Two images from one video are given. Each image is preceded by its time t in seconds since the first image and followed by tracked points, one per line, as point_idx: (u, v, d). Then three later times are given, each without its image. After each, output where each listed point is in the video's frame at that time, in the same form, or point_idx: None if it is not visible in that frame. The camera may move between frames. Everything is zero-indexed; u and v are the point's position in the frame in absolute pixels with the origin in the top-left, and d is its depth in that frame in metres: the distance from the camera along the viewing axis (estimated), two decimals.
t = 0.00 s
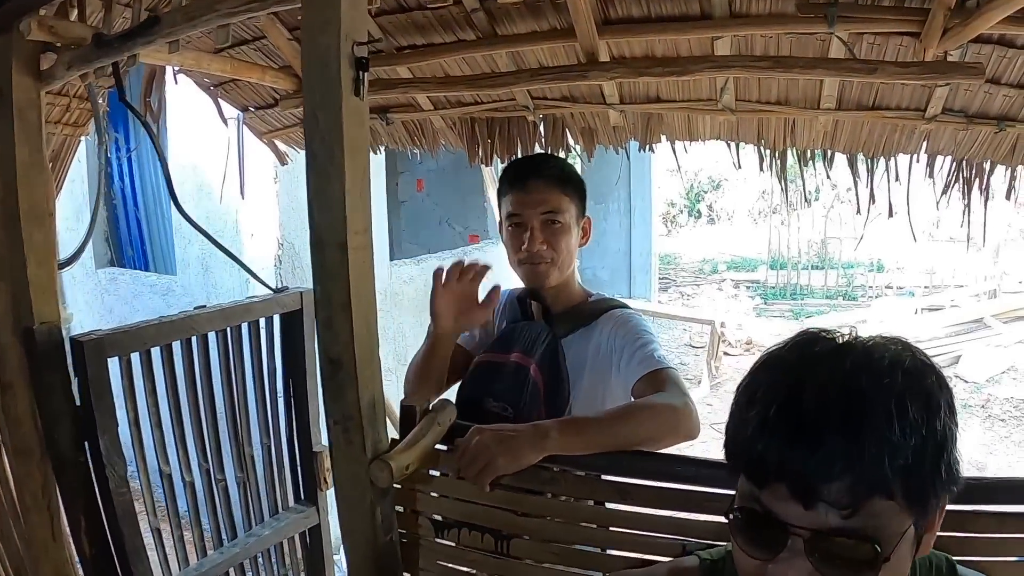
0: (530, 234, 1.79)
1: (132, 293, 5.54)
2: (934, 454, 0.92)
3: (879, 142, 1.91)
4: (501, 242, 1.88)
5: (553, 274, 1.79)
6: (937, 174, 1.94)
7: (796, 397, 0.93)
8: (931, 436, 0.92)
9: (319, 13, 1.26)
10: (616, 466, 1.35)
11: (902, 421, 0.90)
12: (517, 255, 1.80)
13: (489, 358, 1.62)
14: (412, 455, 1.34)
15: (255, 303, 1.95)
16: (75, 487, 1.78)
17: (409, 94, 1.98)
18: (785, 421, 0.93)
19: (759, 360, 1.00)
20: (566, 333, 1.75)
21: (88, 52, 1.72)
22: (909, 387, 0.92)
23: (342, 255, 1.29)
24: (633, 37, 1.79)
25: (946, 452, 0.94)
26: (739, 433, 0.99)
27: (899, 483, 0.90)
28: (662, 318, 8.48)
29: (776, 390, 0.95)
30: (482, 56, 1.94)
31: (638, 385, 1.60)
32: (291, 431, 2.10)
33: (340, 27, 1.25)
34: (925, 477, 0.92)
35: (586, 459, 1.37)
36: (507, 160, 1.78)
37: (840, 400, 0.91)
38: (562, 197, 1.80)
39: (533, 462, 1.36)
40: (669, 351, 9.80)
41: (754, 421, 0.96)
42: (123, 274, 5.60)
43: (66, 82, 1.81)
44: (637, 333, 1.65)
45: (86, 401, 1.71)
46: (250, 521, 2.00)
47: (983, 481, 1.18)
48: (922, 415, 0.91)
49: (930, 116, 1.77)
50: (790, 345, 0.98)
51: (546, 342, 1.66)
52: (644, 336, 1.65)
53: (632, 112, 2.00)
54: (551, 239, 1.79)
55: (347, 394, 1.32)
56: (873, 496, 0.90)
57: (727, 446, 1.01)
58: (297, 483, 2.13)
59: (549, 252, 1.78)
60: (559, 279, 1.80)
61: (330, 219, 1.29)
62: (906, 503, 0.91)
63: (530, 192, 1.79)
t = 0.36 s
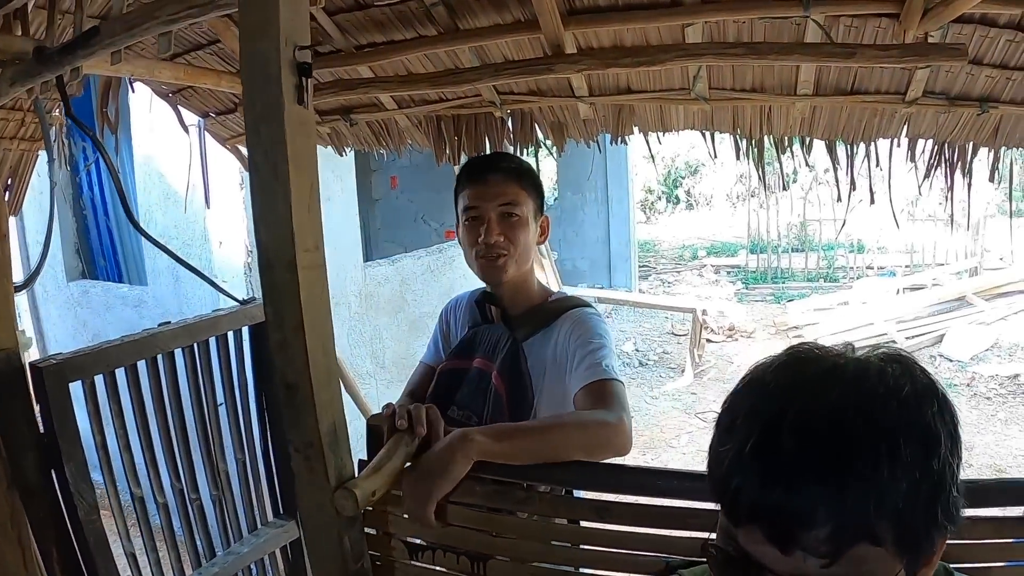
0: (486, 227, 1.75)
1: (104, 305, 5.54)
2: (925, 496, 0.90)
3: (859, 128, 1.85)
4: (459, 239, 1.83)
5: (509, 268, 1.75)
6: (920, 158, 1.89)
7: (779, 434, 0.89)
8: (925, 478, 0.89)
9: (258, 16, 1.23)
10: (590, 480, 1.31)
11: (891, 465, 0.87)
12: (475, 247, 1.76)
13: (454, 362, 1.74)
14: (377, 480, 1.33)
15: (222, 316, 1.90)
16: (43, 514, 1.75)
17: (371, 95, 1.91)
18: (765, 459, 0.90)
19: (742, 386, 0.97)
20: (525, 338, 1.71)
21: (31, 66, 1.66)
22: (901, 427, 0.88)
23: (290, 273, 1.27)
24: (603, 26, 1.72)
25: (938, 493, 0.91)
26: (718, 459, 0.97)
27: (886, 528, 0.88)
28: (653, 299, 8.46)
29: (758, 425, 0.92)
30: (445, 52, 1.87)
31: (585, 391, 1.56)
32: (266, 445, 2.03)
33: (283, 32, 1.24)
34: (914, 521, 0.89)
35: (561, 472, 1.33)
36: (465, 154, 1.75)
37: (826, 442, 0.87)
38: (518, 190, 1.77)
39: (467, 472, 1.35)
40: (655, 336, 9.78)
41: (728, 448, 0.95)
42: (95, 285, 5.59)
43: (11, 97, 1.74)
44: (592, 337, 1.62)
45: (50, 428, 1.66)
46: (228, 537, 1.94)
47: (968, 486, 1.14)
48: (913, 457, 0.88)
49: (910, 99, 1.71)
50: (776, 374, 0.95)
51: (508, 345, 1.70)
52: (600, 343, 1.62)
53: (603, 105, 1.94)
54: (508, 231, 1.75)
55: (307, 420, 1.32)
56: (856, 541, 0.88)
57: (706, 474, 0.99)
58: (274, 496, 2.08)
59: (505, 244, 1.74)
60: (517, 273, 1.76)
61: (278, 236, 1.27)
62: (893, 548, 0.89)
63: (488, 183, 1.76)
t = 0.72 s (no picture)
0: (474, 226, 1.72)
1: (94, 302, 5.47)
2: (941, 501, 0.88)
3: (855, 125, 1.83)
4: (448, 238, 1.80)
5: (497, 269, 1.72)
6: (917, 156, 1.87)
7: (789, 447, 0.88)
8: (940, 482, 0.87)
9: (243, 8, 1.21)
10: (583, 482, 1.29)
11: (906, 474, 0.85)
12: (461, 246, 1.73)
13: (443, 367, 1.73)
14: (365, 483, 1.31)
15: (209, 315, 1.87)
16: (28, 514, 1.73)
17: (362, 89, 1.87)
18: (776, 472, 0.89)
19: (744, 393, 0.95)
20: (512, 343, 1.68)
21: (13, 59, 1.63)
22: (914, 433, 0.87)
23: (276, 272, 1.25)
24: (597, 20, 1.69)
25: (954, 495, 0.89)
26: (722, 469, 0.95)
27: (901, 537, 0.87)
28: (648, 296, 8.45)
29: (765, 436, 0.90)
30: (436, 46, 1.83)
31: (579, 401, 1.53)
32: (254, 444, 2.00)
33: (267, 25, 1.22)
34: (931, 526, 0.88)
35: (553, 474, 1.31)
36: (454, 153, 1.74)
37: (838, 454, 0.86)
38: (509, 191, 1.74)
39: (456, 477, 1.33)
40: (648, 335, 9.77)
41: (734, 459, 0.93)
42: (85, 283, 5.53)
43: None
44: (580, 348, 1.59)
45: (34, 428, 1.64)
46: (217, 538, 1.91)
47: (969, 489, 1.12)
48: (928, 463, 0.86)
49: (908, 96, 1.69)
50: (780, 380, 0.92)
51: (493, 348, 1.66)
52: (591, 352, 1.59)
53: (597, 101, 1.91)
54: (496, 230, 1.72)
55: (293, 422, 1.29)
56: (871, 551, 0.88)
57: (713, 484, 0.98)
58: (263, 496, 2.04)
59: (492, 246, 1.71)
60: (508, 274, 1.74)
61: (263, 235, 1.25)
62: (909, 555, 0.88)
63: (476, 182, 1.74)
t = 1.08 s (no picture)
0: (480, 228, 1.72)
1: (99, 298, 5.42)
2: (947, 508, 0.88)
3: (862, 131, 1.83)
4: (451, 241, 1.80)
5: (502, 273, 1.71)
6: (923, 165, 1.86)
7: (799, 457, 0.87)
8: (947, 490, 0.88)
9: (249, 6, 1.21)
10: (586, 485, 1.30)
11: (915, 483, 0.85)
12: (466, 248, 1.73)
13: (442, 374, 1.69)
14: (365, 483, 1.31)
15: (212, 312, 1.87)
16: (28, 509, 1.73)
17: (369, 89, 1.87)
18: (786, 482, 0.88)
19: (751, 401, 0.94)
20: (515, 349, 1.68)
21: (20, 54, 1.64)
22: (923, 441, 0.87)
23: (279, 269, 1.25)
24: (606, 23, 1.69)
25: (959, 503, 0.90)
26: (728, 478, 0.94)
27: (911, 546, 0.87)
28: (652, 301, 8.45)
29: (775, 445, 0.89)
30: (444, 46, 1.83)
31: (585, 405, 1.52)
32: (256, 442, 2.00)
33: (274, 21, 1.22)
34: (938, 534, 0.88)
35: (555, 477, 1.31)
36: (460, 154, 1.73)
37: (848, 463, 0.86)
38: (516, 194, 1.74)
39: (458, 476, 1.33)
40: (652, 340, 9.78)
41: (740, 467, 0.92)
42: (88, 277, 5.51)
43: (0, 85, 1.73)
44: (583, 350, 1.58)
45: (35, 422, 1.65)
46: (217, 537, 1.91)
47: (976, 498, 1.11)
48: (936, 471, 0.87)
49: (915, 104, 1.69)
50: (789, 387, 0.92)
51: (495, 355, 1.63)
52: (594, 355, 1.58)
53: (604, 104, 1.91)
54: (502, 234, 1.71)
55: (294, 421, 1.30)
56: (880, 562, 0.87)
57: (718, 493, 0.97)
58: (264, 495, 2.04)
59: (499, 248, 1.71)
60: (512, 278, 1.73)
61: (266, 231, 1.25)
62: (918, 565, 0.88)
63: (483, 182, 1.74)
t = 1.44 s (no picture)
0: (503, 240, 1.74)
1: (128, 294, 5.59)
2: (962, 520, 0.89)
3: (888, 146, 1.83)
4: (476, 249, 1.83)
5: (526, 282, 1.74)
6: (948, 180, 1.86)
7: (818, 467, 0.88)
8: (962, 501, 0.89)
9: (289, 15, 1.25)
10: (605, 489, 1.31)
11: (932, 493, 0.86)
12: (490, 259, 1.76)
13: (468, 381, 1.74)
14: (390, 482, 1.33)
15: (241, 312, 1.90)
16: (58, 497, 1.78)
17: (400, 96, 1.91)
18: (806, 489, 0.89)
19: (773, 412, 0.96)
20: (539, 354, 1.70)
21: (62, 55, 1.69)
22: (939, 453, 0.88)
23: (313, 272, 1.27)
24: (638, 35, 1.72)
25: (973, 515, 0.91)
26: (749, 488, 0.95)
27: (927, 556, 0.87)
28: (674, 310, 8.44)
29: (795, 455, 0.90)
30: (475, 56, 1.86)
31: (608, 411, 1.54)
32: (281, 442, 2.03)
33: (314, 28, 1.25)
34: (953, 546, 0.89)
35: (576, 481, 1.33)
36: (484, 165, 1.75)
37: (866, 473, 0.87)
38: (538, 205, 1.76)
39: (481, 478, 1.36)
40: (674, 350, 9.77)
41: (763, 475, 0.93)
42: (119, 275, 5.64)
43: (42, 86, 1.79)
44: (606, 357, 1.61)
45: (68, 413, 1.70)
46: (239, 533, 1.95)
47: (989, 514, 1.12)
48: (952, 482, 0.88)
49: (940, 119, 1.69)
50: (808, 400, 0.93)
51: (519, 362, 1.68)
52: (616, 362, 1.60)
53: (631, 115, 1.93)
54: (525, 245, 1.74)
55: (323, 418, 1.32)
56: (898, 571, 0.88)
57: (738, 502, 0.98)
58: (287, 493, 2.07)
59: (523, 259, 1.74)
60: (535, 287, 1.76)
61: (301, 235, 1.28)
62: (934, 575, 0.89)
63: (504, 196, 1.76)
